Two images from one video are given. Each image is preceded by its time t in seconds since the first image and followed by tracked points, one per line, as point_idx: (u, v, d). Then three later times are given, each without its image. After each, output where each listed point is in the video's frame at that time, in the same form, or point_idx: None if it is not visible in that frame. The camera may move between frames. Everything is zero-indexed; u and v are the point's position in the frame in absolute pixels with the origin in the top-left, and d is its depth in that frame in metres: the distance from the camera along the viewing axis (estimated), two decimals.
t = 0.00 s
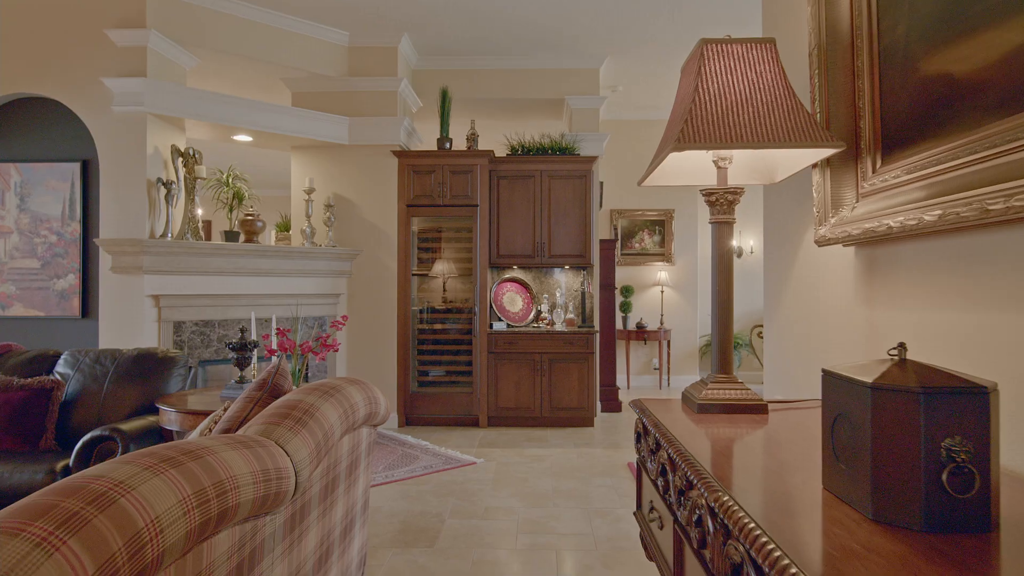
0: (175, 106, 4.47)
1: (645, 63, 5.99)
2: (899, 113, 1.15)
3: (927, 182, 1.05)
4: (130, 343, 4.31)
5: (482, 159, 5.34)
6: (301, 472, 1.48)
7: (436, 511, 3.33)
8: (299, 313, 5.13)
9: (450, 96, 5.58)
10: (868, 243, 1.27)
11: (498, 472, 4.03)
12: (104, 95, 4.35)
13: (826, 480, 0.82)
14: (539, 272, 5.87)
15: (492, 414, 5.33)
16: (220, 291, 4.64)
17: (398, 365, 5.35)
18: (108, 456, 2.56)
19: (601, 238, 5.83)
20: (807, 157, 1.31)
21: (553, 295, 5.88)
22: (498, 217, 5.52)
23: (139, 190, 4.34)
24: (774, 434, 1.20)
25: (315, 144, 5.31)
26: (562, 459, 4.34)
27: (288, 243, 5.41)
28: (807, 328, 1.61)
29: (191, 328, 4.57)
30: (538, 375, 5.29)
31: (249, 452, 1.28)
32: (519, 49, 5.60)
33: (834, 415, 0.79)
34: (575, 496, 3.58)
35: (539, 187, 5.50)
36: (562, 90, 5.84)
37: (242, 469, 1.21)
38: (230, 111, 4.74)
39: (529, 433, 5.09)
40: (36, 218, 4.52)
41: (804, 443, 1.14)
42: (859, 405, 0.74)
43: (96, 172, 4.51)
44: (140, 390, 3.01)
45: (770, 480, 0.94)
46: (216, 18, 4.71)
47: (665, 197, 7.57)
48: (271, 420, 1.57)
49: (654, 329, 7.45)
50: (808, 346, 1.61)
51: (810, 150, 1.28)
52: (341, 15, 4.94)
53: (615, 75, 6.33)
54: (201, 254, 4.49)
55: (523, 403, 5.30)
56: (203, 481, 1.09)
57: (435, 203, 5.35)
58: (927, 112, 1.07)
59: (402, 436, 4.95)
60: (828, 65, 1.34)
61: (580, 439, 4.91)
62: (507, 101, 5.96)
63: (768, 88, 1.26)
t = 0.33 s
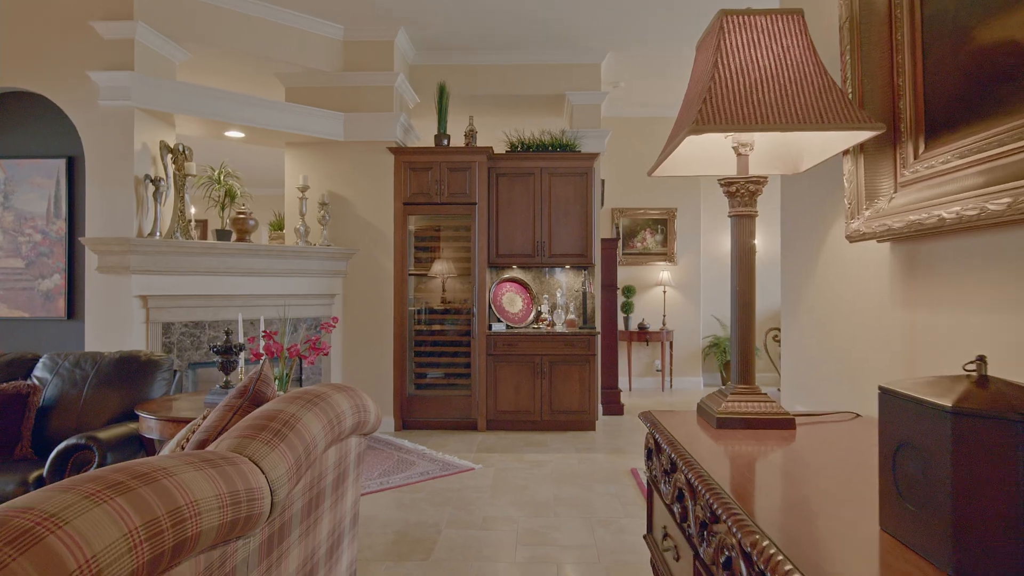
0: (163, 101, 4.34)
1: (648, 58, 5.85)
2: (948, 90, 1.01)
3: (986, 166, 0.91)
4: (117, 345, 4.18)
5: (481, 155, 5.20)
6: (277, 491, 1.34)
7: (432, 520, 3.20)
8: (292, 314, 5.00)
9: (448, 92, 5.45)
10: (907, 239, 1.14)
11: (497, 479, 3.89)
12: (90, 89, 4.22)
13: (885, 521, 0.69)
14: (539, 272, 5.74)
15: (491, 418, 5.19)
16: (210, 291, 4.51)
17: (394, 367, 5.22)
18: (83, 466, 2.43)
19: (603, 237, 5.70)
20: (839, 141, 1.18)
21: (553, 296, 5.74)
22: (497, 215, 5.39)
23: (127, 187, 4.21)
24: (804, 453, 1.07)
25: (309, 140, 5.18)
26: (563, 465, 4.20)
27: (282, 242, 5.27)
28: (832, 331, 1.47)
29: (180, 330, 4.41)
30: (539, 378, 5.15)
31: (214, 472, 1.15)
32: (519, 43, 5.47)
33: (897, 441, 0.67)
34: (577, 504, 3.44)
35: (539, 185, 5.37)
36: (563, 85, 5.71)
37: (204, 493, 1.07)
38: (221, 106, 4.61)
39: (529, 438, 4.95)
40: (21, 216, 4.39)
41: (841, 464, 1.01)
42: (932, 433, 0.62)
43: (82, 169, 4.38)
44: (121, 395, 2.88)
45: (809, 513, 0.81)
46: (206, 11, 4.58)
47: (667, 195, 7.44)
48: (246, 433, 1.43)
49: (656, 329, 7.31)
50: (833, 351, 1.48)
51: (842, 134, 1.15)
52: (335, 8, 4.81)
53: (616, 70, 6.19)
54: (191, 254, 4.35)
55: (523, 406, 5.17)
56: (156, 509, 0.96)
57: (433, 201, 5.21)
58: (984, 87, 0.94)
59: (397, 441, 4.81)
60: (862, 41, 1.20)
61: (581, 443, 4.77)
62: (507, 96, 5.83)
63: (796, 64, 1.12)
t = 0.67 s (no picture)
0: (155, 95, 4.22)
1: (653, 53, 5.72)
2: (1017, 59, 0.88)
3: None
4: (107, 347, 4.06)
5: (482, 152, 5.08)
6: (258, 511, 1.21)
7: (432, 530, 3.07)
8: (288, 315, 4.87)
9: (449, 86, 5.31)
10: (963, 233, 1.01)
11: (499, 485, 3.77)
12: (79, 82, 4.10)
13: None
14: (541, 271, 5.62)
15: (493, 421, 5.06)
16: (204, 291, 4.38)
17: (393, 368, 5.09)
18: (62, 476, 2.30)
19: (607, 235, 5.57)
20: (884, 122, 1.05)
21: (556, 296, 5.61)
22: (499, 213, 5.26)
23: (117, 184, 4.09)
24: (851, 474, 0.94)
25: (306, 136, 5.06)
26: (566, 470, 4.07)
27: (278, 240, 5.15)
28: (862, 329, 1.36)
29: (172, 331, 4.29)
30: (542, 380, 5.02)
31: (183, 494, 1.02)
32: (522, 38, 5.34)
33: (1001, 483, 0.55)
34: (582, 513, 3.31)
35: (542, 182, 5.24)
36: (566, 81, 5.58)
37: (168, 521, 0.94)
38: (216, 101, 4.49)
39: (531, 442, 4.83)
40: (9, 213, 4.27)
41: (897, 490, 0.88)
42: None
43: (71, 165, 4.25)
44: (105, 400, 2.75)
45: (876, 558, 0.68)
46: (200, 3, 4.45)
47: (672, 194, 7.31)
48: (225, 447, 1.30)
49: (660, 330, 7.18)
50: (862, 350, 1.36)
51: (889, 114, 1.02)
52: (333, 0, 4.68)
53: (620, 65, 6.06)
54: (183, 253, 4.23)
55: (525, 409, 5.04)
56: (107, 543, 0.82)
57: (433, 198, 5.09)
58: None
59: (396, 444, 4.69)
60: (909, 9, 1.07)
61: (585, 448, 4.64)
62: (509, 92, 5.70)
63: (838, 34, 0.99)
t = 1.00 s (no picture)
0: (147, 88, 4.07)
1: (661, 45, 5.57)
2: None
3: None
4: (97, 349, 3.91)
5: (485, 148, 4.93)
6: (238, 543, 1.06)
7: (434, 542, 2.92)
8: (286, 315, 4.72)
9: (450, 80, 5.15)
10: None
11: (504, 493, 3.62)
12: (68, 75, 3.96)
13: None
14: (546, 270, 5.46)
15: (496, 424, 4.91)
16: (198, 291, 4.24)
17: (394, 371, 4.94)
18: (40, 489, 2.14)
19: (613, 234, 5.42)
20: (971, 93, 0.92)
21: (562, 296, 5.45)
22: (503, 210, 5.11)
23: (107, 180, 3.95)
24: (938, 508, 0.79)
25: (304, 131, 4.91)
26: (573, 477, 3.92)
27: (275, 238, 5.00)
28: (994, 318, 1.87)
29: (165, 332, 4.14)
30: (547, 382, 4.87)
31: (145, 530, 0.86)
32: (526, 30, 5.18)
33: None
34: (591, 523, 3.16)
35: (546, 178, 5.09)
36: (572, 75, 5.42)
37: (124, 566, 0.79)
38: (210, 94, 4.35)
39: (536, 446, 4.67)
40: None
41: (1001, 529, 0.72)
42: None
43: (60, 161, 4.11)
44: (89, 406, 2.60)
45: None
46: None
47: (678, 191, 7.15)
48: (203, 468, 1.15)
49: (667, 330, 7.03)
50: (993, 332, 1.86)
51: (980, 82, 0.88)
52: None
53: (627, 59, 5.91)
54: (177, 251, 4.08)
55: (530, 412, 4.89)
56: None
57: (435, 195, 4.94)
58: None
59: (397, 450, 4.54)
60: None
61: (592, 453, 4.49)
62: (513, 86, 5.54)
63: None
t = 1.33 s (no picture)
0: (137, 81, 3.93)
1: (668, 39, 5.42)
2: None
3: None
4: (84, 352, 3.76)
5: (488, 144, 4.78)
6: None
7: (435, 558, 2.76)
8: (282, 318, 4.57)
9: (452, 74, 5.00)
10: None
11: (508, 503, 3.46)
12: (55, 67, 3.81)
13: None
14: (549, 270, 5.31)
15: (499, 430, 4.75)
16: (190, 292, 4.08)
17: (394, 373, 4.79)
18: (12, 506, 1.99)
19: (620, 233, 5.27)
20: None
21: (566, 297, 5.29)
22: (506, 209, 4.95)
23: (95, 177, 3.80)
24: None
25: (301, 127, 4.76)
26: (580, 486, 3.76)
27: (271, 238, 4.84)
28: None
29: (156, 335, 3.99)
30: (552, 387, 4.71)
31: None
32: (530, 23, 5.03)
33: None
34: (601, 536, 3.00)
35: (551, 176, 4.94)
36: (577, 69, 5.27)
37: None
38: (204, 87, 4.20)
39: (541, 453, 4.52)
40: None
41: None
42: None
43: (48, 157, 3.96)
44: (69, 415, 2.45)
45: None
46: None
47: (685, 190, 7.00)
48: (175, 497, 1.00)
49: (673, 332, 6.88)
50: None
51: None
52: None
53: (634, 53, 5.76)
54: (168, 250, 3.93)
55: (534, 417, 4.73)
56: None
57: (435, 193, 4.78)
58: None
59: (397, 456, 4.39)
60: None
61: (599, 460, 4.34)
62: (517, 82, 5.39)
63: None
